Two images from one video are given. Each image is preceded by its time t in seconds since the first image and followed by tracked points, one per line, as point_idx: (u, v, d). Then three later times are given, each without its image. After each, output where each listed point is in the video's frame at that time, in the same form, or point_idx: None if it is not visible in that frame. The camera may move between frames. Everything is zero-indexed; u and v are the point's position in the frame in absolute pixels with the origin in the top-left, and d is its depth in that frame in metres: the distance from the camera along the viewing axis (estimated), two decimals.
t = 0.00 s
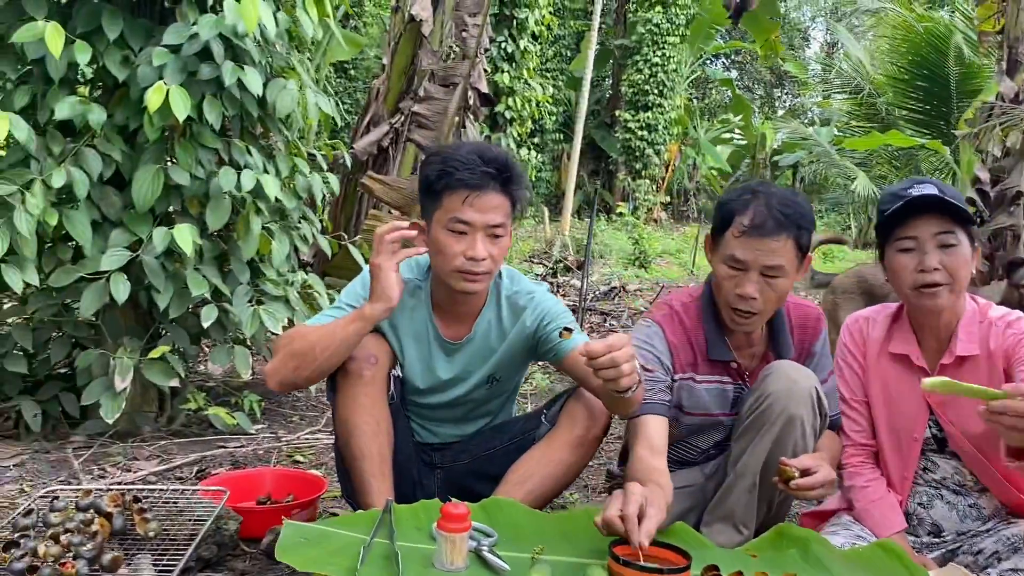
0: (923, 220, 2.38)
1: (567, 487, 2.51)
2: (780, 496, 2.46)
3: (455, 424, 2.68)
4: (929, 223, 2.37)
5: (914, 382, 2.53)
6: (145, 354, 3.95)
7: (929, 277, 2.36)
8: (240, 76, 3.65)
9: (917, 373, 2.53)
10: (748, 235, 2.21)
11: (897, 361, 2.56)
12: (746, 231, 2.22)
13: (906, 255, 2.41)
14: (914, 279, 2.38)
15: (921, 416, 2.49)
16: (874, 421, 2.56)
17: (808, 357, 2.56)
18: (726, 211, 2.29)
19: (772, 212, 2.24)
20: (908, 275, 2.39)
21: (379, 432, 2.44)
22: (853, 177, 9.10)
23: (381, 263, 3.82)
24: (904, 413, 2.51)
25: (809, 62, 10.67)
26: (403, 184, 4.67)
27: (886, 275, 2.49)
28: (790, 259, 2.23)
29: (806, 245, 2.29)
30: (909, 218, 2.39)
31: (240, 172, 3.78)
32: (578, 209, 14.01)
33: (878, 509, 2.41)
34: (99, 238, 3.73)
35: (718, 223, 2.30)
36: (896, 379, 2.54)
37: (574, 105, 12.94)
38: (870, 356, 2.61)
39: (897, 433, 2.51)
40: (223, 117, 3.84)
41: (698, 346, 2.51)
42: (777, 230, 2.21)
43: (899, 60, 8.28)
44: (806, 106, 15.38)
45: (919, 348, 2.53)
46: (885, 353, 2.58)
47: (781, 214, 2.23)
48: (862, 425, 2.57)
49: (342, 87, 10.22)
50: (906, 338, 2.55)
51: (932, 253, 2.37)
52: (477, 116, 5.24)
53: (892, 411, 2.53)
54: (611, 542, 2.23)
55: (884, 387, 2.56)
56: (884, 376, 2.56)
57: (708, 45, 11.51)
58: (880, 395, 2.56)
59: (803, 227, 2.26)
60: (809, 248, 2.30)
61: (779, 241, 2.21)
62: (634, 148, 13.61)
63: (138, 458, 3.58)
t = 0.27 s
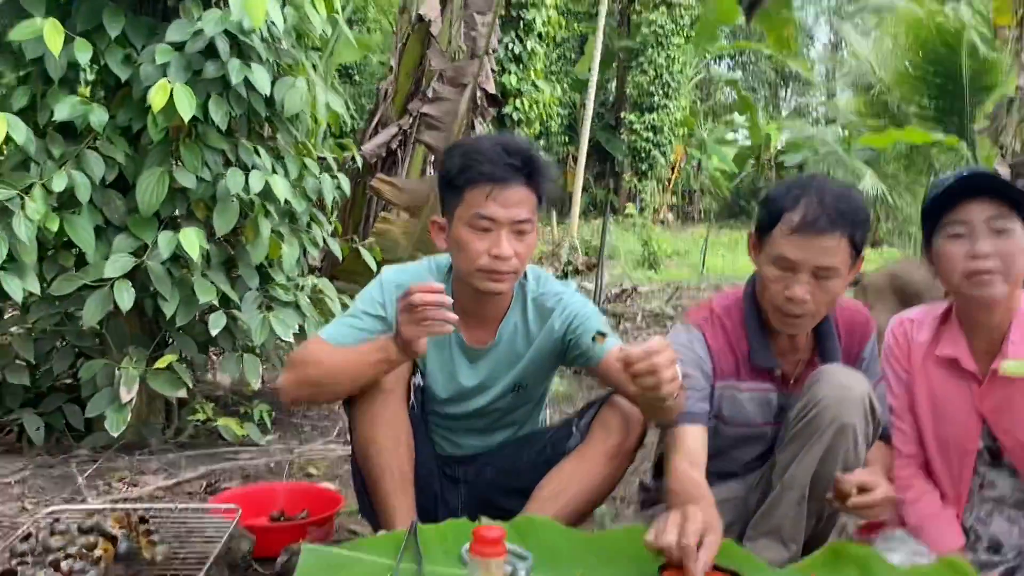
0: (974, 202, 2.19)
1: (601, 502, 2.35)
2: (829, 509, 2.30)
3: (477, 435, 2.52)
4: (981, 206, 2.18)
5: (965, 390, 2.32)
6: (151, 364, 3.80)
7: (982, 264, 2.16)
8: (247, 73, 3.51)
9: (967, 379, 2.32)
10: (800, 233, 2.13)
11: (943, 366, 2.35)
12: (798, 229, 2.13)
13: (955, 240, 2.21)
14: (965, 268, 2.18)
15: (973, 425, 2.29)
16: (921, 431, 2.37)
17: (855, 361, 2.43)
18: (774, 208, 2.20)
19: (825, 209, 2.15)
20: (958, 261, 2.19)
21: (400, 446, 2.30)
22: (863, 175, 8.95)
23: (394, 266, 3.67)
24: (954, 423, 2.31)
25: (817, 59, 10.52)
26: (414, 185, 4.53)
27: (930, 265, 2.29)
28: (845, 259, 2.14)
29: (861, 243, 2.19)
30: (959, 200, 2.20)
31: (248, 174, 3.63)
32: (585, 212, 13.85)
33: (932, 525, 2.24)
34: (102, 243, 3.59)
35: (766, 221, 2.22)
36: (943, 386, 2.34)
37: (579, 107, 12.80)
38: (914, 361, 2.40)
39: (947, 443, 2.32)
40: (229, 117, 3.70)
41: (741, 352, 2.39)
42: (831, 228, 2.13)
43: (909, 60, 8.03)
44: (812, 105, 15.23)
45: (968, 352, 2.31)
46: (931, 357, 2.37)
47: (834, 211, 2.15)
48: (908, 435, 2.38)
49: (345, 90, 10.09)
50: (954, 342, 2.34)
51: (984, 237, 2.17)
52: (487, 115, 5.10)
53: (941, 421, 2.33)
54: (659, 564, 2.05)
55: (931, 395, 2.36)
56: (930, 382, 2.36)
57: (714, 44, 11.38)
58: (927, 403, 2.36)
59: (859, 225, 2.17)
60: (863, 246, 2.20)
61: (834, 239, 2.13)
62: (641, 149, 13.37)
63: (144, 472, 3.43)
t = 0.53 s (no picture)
0: (1018, 187, 2.02)
1: (609, 525, 2.13)
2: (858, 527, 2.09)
3: (469, 452, 2.30)
4: None
5: (1005, 396, 2.13)
6: (115, 376, 3.54)
7: None
8: (211, 61, 3.26)
9: (1008, 384, 2.13)
10: (826, 220, 2.03)
11: (980, 371, 2.17)
12: (824, 216, 2.03)
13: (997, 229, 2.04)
14: (1007, 261, 2.01)
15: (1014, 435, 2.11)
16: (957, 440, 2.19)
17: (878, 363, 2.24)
18: (798, 192, 2.10)
19: (852, 193, 2.05)
20: (998, 252, 2.02)
21: (387, 468, 2.07)
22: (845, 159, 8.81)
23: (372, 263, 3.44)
24: (993, 432, 2.13)
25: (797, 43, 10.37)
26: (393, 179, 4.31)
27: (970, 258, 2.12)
28: (872, 249, 2.05)
29: (891, 230, 2.11)
30: (1002, 185, 2.04)
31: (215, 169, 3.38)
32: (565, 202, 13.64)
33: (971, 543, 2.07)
34: (58, 247, 3.32)
35: (788, 208, 2.11)
36: (980, 391, 2.16)
37: (557, 95, 12.57)
38: (948, 364, 2.22)
39: (984, 452, 2.15)
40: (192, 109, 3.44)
41: (756, 352, 2.19)
42: (860, 214, 2.03)
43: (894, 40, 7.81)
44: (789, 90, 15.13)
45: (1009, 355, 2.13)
46: (966, 360, 2.20)
47: (863, 196, 2.05)
48: (942, 445, 2.20)
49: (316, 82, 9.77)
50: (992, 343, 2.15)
51: None
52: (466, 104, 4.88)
53: (978, 429, 2.16)
54: None
55: (967, 401, 2.17)
56: (965, 387, 2.18)
57: (693, 29, 11.20)
58: (963, 410, 2.18)
59: (887, 210, 2.08)
60: (892, 234, 2.12)
61: (863, 227, 2.03)
62: (620, 137, 12.92)
63: (110, 493, 3.18)
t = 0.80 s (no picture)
0: None
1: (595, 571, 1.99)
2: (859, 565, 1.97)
3: (442, 489, 2.15)
4: None
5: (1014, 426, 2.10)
6: (59, 398, 3.31)
7: None
8: (154, 60, 3.02)
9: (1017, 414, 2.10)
10: (821, 234, 1.91)
11: (989, 400, 2.14)
12: (819, 230, 1.91)
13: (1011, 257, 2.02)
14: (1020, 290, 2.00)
15: None
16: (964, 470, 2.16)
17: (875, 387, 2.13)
18: (790, 205, 1.98)
19: (848, 206, 1.95)
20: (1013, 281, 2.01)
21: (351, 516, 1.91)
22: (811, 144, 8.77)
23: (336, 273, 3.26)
24: (1001, 463, 2.11)
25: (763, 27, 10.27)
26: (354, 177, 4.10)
27: (981, 283, 2.11)
28: (870, 265, 1.94)
29: (890, 243, 1.99)
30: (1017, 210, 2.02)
31: (161, 175, 3.15)
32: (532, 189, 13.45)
33: None
34: None
35: (777, 223, 1.99)
36: (989, 423, 2.14)
37: (523, 80, 12.34)
38: (955, 392, 2.19)
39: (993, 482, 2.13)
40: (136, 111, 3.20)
41: (743, 377, 2.05)
42: (857, 229, 1.92)
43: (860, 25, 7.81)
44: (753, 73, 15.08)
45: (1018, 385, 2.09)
46: (974, 389, 2.17)
47: (860, 209, 1.94)
48: (947, 474, 2.18)
49: (273, 68, 9.41)
50: (1001, 373, 2.12)
51: None
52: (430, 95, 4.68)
53: (986, 459, 2.13)
54: None
55: (975, 431, 2.15)
56: (973, 417, 2.16)
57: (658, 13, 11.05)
58: (970, 439, 2.16)
59: (885, 224, 1.97)
60: (890, 249, 2.00)
61: (859, 242, 1.92)
62: (587, 122, 12.71)
63: (53, 526, 2.97)
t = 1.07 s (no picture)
0: (1007, 215, 1.97)
1: None
2: None
3: (399, 511, 2.07)
4: (1014, 219, 1.97)
5: (988, 431, 2.12)
6: None
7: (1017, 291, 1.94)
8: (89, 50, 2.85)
9: (991, 418, 2.12)
10: (782, 228, 1.86)
11: (964, 404, 2.14)
12: (780, 224, 1.86)
13: (983, 258, 2.00)
14: (992, 292, 1.97)
15: (999, 469, 2.10)
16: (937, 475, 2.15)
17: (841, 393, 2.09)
18: (750, 202, 1.92)
19: (811, 199, 1.89)
20: (985, 283, 1.98)
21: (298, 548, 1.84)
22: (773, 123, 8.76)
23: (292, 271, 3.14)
24: (977, 467, 2.11)
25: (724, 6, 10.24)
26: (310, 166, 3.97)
27: (953, 283, 2.08)
28: (835, 259, 1.89)
29: (854, 240, 1.94)
30: (988, 210, 1.99)
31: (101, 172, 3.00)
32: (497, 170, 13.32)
33: None
34: None
35: (738, 220, 1.94)
36: (964, 427, 2.14)
37: (485, 59, 12.17)
38: (929, 395, 2.17)
39: (966, 487, 2.13)
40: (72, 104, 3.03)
41: (704, 385, 1.99)
42: (820, 223, 1.87)
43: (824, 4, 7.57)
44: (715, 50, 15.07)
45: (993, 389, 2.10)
46: (948, 393, 2.16)
47: (824, 204, 1.89)
48: (919, 479, 2.16)
49: (228, 48, 9.13)
50: (977, 376, 2.12)
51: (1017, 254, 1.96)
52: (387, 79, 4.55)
53: (961, 464, 2.13)
54: None
55: (950, 435, 2.14)
56: (948, 420, 2.15)
57: None
58: (944, 444, 2.14)
59: (849, 218, 1.92)
60: (854, 244, 1.95)
61: (822, 235, 1.87)
62: (551, 101, 12.56)
63: None
